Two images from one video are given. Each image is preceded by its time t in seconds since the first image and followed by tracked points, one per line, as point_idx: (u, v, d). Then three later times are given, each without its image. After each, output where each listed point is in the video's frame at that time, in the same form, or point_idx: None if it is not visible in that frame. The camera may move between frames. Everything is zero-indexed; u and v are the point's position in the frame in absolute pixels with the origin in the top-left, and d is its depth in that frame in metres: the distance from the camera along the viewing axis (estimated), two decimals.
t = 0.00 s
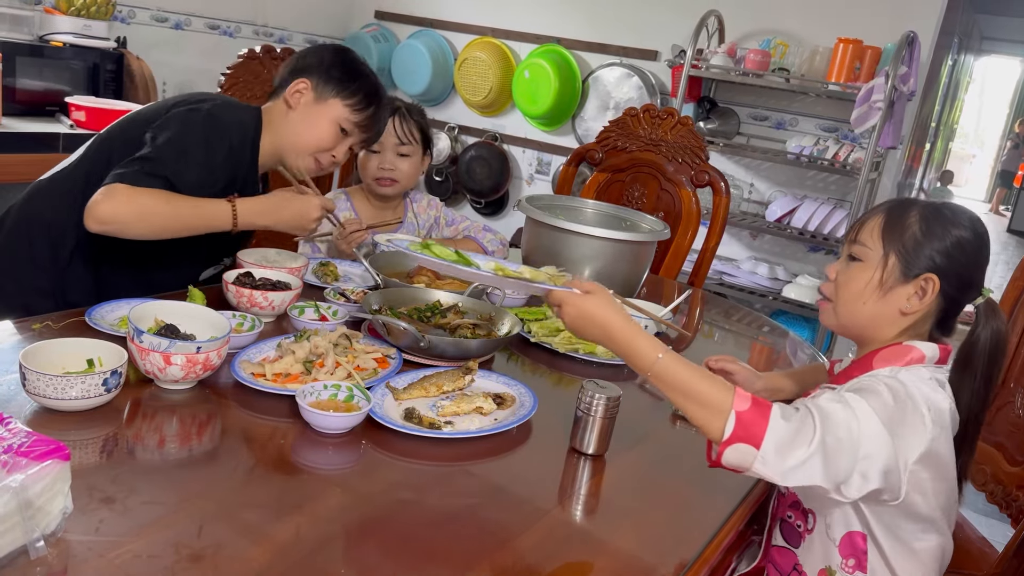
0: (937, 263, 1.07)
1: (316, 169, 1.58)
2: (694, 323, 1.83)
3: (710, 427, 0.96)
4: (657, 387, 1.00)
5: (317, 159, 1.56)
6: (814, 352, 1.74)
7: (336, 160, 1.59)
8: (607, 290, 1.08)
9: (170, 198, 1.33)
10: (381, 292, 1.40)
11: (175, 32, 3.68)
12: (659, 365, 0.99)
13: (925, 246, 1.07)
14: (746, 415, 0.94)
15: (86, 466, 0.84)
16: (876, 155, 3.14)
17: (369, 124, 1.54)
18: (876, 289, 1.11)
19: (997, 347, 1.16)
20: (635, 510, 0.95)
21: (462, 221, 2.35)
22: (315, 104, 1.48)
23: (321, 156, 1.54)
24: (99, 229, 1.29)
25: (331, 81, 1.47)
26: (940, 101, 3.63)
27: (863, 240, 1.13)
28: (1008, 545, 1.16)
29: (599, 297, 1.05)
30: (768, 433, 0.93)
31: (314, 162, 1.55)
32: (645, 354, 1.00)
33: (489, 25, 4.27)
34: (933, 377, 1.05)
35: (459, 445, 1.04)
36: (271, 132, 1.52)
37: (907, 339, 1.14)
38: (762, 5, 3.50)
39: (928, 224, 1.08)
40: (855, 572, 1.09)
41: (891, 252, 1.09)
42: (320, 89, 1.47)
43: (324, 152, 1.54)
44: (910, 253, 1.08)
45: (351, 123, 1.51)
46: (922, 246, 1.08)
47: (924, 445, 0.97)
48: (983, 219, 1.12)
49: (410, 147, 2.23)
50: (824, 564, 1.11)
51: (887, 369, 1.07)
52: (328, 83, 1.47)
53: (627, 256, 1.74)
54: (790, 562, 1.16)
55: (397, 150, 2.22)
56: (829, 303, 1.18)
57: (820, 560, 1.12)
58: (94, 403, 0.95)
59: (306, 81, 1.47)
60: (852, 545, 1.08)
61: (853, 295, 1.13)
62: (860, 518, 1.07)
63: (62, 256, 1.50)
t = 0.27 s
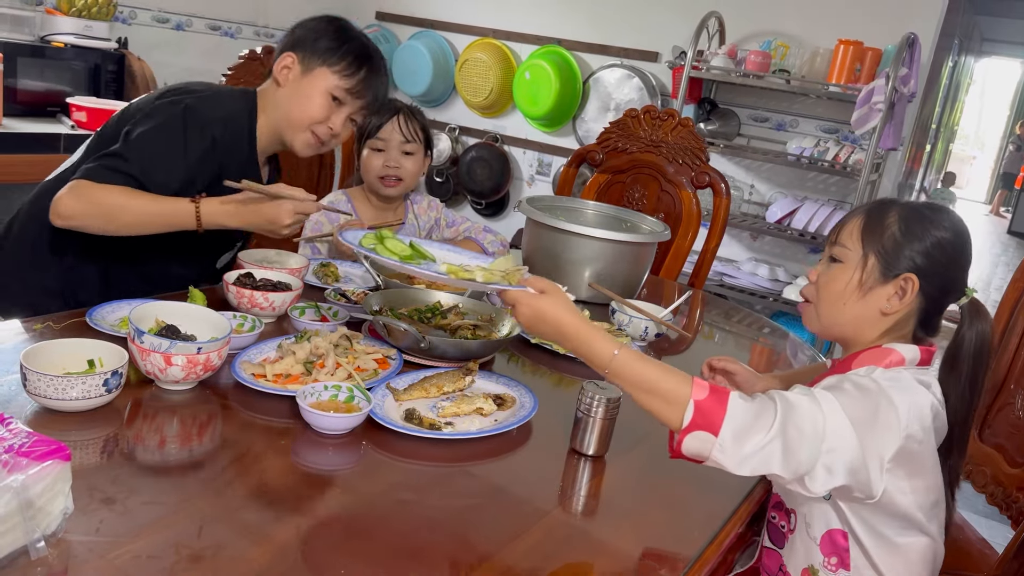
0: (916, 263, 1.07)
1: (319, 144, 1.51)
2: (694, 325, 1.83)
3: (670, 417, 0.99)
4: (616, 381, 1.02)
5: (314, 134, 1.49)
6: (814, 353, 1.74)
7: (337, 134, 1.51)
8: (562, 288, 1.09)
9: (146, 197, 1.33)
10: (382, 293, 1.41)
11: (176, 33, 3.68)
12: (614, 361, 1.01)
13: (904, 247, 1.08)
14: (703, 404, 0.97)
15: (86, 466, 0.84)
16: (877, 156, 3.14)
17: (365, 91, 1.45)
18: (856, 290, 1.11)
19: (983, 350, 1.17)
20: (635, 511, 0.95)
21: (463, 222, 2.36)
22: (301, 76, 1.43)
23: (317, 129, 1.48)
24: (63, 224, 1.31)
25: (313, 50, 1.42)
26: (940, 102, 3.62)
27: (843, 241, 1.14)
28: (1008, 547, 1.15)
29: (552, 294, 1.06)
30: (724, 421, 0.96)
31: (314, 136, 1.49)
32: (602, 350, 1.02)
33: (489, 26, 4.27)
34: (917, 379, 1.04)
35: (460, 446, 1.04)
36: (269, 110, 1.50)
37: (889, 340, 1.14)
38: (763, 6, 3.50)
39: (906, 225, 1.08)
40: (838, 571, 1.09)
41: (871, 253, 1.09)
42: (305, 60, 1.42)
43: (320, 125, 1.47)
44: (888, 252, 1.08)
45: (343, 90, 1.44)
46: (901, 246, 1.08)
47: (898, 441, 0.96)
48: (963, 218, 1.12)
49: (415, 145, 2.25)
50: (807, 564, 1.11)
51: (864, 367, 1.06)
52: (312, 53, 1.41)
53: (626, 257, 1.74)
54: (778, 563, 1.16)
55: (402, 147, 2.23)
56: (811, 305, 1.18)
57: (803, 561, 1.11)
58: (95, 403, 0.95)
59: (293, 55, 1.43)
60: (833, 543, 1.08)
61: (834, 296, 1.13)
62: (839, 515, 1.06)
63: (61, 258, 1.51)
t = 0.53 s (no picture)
0: (903, 265, 1.07)
1: (301, 71, 1.38)
2: (695, 326, 1.83)
3: (652, 422, 0.99)
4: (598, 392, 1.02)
5: (290, 66, 1.35)
6: (816, 354, 1.74)
7: (312, 56, 1.35)
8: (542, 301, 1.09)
9: (104, 189, 1.30)
10: (383, 295, 1.41)
11: (177, 35, 3.68)
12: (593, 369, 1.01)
13: (889, 250, 1.08)
14: (681, 407, 0.98)
15: (88, 467, 0.84)
16: (877, 158, 3.14)
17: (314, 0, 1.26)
18: (844, 294, 1.11)
19: (978, 347, 1.16)
20: (635, 512, 0.95)
21: (464, 224, 2.36)
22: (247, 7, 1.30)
23: (287, 59, 1.34)
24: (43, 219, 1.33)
25: None
26: (941, 104, 3.62)
27: (829, 245, 1.14)
28: (1008, 549, 1.15)
29: (531, 308, 1.07)
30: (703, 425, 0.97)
31: (291, 67, 1.35)
32: (582, 360, 1.02)
33: (490, 27, 4.28)
34: (909, 381, 1.04)
35: (461, 447, 1.04)
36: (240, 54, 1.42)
37: (879, 342, 1.14)
38: (764, 8, 3.50)
39: (892, 227, 1.08)
40: (833, 573, 1.09)
41: (857, 256, 1.09)
42: None
43: (289, 53, 1.32)
44: (875, 255, 1.08)
45: (293, 8, 1.27)
46: (887, 248, 1.08)
47: (887, 443, 0.96)
48: (950, 217, 1.12)
49: (415, 147, 2.25)
50: (800, 567, 1.11)
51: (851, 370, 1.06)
52: None
53: (627, 259, 1.74)
54: (769, 567, 1.16)
55: (404, 150, 2.23)
56: (800, 309, 1.19)
57: (797, 564, 1.11)
58: (97, 404, 0.95)
59: None
60: (826, 546, 1.08)
61: (822, 300, 1.13)
62: (833, 519, 1.06)
63: (64, 263, 1.55)
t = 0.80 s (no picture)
0: (900, 268, 1.07)
1: (261, 36, 1.35)
2: (697, 329, 1.83)
3: (647, 423, 0.99)
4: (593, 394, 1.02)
5: (248, 31, 1.33)
6: (819, 357, 1.74)
7: (270, 19, 1.33)
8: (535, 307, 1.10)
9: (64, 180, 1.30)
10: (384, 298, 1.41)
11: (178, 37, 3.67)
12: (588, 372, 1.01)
13: (886, 252, 1.07)
14: (677, 408, 0.98)
15: (89, 471, 0.84)
16: (879, 159, 3.13)
17: None
18: (842, 298, 1.11)
19: (978, 346, 1.16)
20: (638, 515, 0.95)
21: (466, 226, 2.35)
22: None
23: (244, 24, 1.32)
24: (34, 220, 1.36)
25: None
26: (943, 106, 3.62)
27: (826, 250, 1.13)
28: (1012, 553, 1.15)
29: (525, 313, 1.08)
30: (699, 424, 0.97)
31: (249, 32, 1.33)
32: (577, 363, 1.03)
33: (492, 30, 4.28)
34: (908, 384, 1.03)
35: (463, 450, 1.04)
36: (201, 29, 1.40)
37: (879, 346, 1.13)
38: (766, 10, 3.50)
39: (887, 230, 1.08)
40: None
41: (853, 260, 1.09)
42: None
43: (244, 18, 1.30)
44: (871, 258, 1.08)
45: None
46: (883, 251, 1.07)
47: (886, 446, 0.95)
48: (947, 217, 1.11)
49: (414, 150, 2.25)
50: (802, 570, 1.10)
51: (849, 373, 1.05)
52: None
53: (629, 261, 1.74)
54: (771, 570, 1.15)
55: (402, 152, 2.24)
56: (797, 315, 1.18)
57: (798, 567, 1.11)
58: (98, 408, 0.95)
59: None
60: (827, 550, 1.07)
61: (820, 305, 1.13)
62: (833, 523, 1.06)
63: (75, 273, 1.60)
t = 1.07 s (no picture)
0: (897, 271, 1.07)
1: (248, 32, 1.36)
2: (699, 333, 1.82)
3: (646, 423, 1.00)
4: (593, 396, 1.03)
5: (234, 25, 1.34)
6: (821, 361, 1.73)
7: (258, 16, 1.34)
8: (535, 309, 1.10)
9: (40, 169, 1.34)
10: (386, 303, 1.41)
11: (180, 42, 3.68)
12: (587, 373, 1.02)
13: (881, 256, 1.07)
14: (676, 408, 0.98)
15: (91, 477, 0.84)
16: (881, 163, 3.13)
17: None
18: (841, 304, 1.10)
19: (978, 344, 1.17)
20: (641, 520, 0.95)
21: (468, 231, 2.35)
22: None
23: (231, 17, 1.33)
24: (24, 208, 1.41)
25: None
26: (944, 110, 3.62)
27: (820, 258, 1.13)
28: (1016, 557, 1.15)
29: (525, 314, 1.08)
30: (698, 424, 0.98)
31: (235, 27, 1.34)
32: (577, 364, 1.03)
33: (493, 35, 4.29)
34: (910, 388, 1.03)
35: (465, 455, 1.04)
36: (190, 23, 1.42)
37: (880, 349, 1.13)
38: (767, 14, 3.51)
39: (880, 234, 1.08)
40: None
41: (849, 267, 1.09)
42: None
43: (230, 11, 1.32)
44: (867, 263, 1.08)
45: None
46: (878, 255, 1.07)
47: (888, 450, 0.95)
48: (939, 216, 1.11)
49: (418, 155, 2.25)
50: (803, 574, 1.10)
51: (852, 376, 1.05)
52: None
53: (631, 265, 1.73)
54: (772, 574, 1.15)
55: (405, 158, 2.23)
56: (798, 323, 1.18)
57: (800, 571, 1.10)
58: (99, 414, 0.95)
59: None
60: (829, 553, 1.07)
61: (819, 313, 1.13)
62: (835, 526, 1.05)
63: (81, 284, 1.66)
